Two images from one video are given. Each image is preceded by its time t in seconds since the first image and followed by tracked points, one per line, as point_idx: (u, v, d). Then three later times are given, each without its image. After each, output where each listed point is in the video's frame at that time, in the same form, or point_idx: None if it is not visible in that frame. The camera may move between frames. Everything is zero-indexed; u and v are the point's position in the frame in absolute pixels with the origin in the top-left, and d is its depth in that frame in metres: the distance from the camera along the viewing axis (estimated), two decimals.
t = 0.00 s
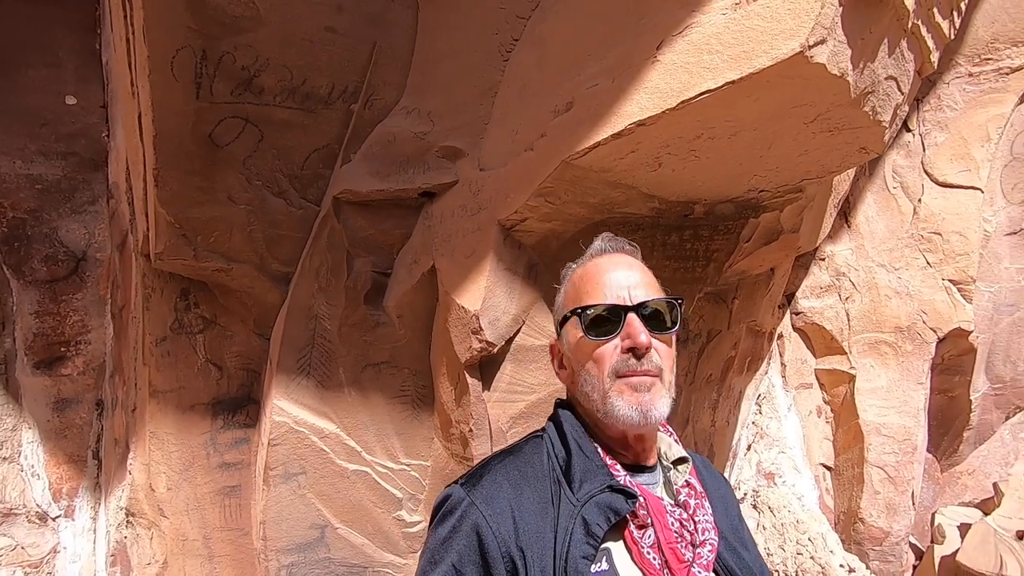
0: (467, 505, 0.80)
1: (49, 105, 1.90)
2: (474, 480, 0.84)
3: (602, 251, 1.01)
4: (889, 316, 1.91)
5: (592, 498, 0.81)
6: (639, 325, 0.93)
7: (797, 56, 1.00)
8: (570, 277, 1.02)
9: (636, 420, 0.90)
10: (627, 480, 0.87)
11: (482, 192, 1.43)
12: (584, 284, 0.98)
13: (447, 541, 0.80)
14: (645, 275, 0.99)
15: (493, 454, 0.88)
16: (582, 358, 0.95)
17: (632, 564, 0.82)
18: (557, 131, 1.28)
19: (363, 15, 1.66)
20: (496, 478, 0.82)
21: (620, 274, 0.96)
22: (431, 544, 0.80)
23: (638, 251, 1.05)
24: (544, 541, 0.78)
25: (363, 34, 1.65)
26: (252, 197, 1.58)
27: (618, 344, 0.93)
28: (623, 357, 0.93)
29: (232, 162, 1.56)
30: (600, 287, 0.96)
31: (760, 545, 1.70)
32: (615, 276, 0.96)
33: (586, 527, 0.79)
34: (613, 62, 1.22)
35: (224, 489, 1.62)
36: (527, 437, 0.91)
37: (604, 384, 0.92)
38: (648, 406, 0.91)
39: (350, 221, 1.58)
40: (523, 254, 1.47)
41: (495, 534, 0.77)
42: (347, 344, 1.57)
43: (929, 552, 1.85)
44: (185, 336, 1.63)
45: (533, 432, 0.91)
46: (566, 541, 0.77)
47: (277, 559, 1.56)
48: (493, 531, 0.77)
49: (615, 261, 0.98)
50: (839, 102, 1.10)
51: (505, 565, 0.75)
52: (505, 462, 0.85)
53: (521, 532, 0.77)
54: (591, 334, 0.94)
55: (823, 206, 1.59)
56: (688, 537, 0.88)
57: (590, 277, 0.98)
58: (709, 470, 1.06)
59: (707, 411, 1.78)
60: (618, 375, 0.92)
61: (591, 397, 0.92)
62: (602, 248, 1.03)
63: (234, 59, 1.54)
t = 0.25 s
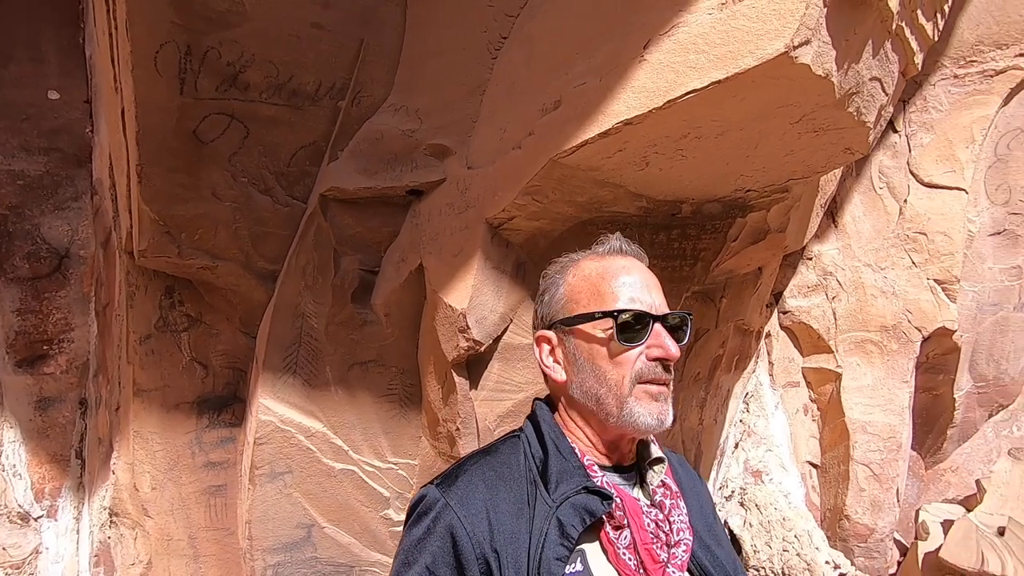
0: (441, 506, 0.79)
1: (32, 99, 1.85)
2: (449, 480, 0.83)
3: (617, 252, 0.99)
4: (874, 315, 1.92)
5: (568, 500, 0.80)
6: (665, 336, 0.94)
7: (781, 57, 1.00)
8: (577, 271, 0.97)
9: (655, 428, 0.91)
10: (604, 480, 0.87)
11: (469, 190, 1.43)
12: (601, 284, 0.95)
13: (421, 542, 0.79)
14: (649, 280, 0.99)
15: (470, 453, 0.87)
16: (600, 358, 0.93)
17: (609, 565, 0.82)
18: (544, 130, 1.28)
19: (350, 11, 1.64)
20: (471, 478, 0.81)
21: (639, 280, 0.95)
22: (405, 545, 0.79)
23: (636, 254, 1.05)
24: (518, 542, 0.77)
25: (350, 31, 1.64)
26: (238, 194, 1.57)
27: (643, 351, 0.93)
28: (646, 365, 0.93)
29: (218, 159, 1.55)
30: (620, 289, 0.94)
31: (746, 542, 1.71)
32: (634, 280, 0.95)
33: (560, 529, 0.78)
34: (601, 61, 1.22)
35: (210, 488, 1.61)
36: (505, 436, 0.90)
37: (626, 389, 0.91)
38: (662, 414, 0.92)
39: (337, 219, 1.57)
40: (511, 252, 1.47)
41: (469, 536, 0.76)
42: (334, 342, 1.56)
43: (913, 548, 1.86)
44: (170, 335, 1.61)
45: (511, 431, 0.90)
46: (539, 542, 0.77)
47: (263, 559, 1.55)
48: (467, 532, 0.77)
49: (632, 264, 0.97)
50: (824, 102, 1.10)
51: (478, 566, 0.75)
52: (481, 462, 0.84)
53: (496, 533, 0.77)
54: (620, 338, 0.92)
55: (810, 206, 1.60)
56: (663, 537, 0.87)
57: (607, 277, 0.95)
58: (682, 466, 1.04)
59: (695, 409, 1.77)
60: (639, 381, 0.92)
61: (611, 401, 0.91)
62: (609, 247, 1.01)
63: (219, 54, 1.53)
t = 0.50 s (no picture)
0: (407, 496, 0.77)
1: (17, 98, 1.77)
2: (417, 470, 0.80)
3: (597, 251, 0.98)
4: (865, 312, 1.93)
5: (536, 488, 0.77)
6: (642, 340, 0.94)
7: (764, 54, 1.00)
8: (556, 269, 0.97)
9: (628, 431, 0.91)
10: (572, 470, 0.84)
11: (457, 188, 1.43)
12: (580, 284, 0.95)
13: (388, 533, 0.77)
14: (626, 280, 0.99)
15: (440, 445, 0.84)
16: (577, 358, 0.93)
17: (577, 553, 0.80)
18: (530, 127, 1.27)
19: (337, 9, 1.64)
20: (438, 468, 0.79)
21: (617, 281, 0.95)
22: (372, 536, 0.77)
23: (615, 250, 1.05)
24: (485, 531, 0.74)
25: (338, 29, 1.63)
26: (225, 192, 1.57)
27: (620, 354, 0.93)
28: (623, 368, 0.93)
29: (204, 157, 1.54)
30: (598, 291, 0.94)
31: (738, 538, 1.73)
32: (613, 281, 0.95)
33: (528, 517, 0.76)
34: (586, 58, 1.21)
35: (199, 488, 1.62)
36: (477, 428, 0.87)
37: (602, 392, 0.91)
38: (635, 417, 0.93)
39: (325, 217, 1.57)
40: (498, 250, 1.47)
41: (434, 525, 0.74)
42: (323, 340, 1.56)
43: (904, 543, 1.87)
44: (158, 334, 1.61)
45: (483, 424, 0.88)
46: (506, 531, 0.74)
47: (253, 558, 1.55)
48: (432, 521, 0.74)
49: (611, 265, 0.96)
50: (808, 99, 1.10)
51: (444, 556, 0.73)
52: (449, 452, 0.81)
53: (461, 523, 0.74)
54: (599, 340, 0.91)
55: (799, 203, 1.60)
56: (632, 525, 0.86)
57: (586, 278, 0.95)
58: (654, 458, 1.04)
59: (687, 406, 1.77)
60: (615, 384, 0.92)
61: (586, 403, 0.91)
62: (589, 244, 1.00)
63: (205, 52, 1.52)
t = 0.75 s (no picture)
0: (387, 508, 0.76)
1: (14, 104, 1.77)
2: (398, 481, 0.80)
3: (578, 260, 0.98)
4: (866, 310, 1.91)
5: (516, 500, 0.77)
6: (620, 350, 0.93)
7: (757, 54, 0.99)
8: (537, 279, 0.97)
9: (606, 442, 0.91)
10: (553, 481, 0.84)
11: (452, 191, 1.42)
12: (560, 293, 0.94)
13: (367, 544, 0.77)
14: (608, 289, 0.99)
15: (422, 455, 0.84)
16: (556, 368, 0.93)
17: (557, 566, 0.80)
18: (523, 130, 1.27)
19: (330, 12, 1.64)
20: (419, 479, 0.79)
21: (597, 291, 0.95)
22: (352, 547, 0.76)
23: (598, 260, 1.04)
24: (464, 543, 0.74)
25: (331, 33, 1.63)
26: (220, 198, 1.57)
27: (599, 364, 0.92)
28: (601, 379, 0.93)
29: (199, 163, 1.54)
30: (578, 300, 0.93)
31: (739, 539, 1.73)
32: (592, 290, 0.95)
33: (507, 529, 0.76)
34: (578, 60, 1.21)
35: (198, 493, 1.62)
36: (459, 439, 0.87)
37: (579, 402, 0.91)
38: (614, 428, 0.92)
39: (320, 221, 1.57)
40: (494, 253, 1.47)
41: (413, 537, 0.73)
42: (319, 345, 1.55)
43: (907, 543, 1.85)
44: (156, 340, 1.61)
45: (466, 434, 0.88)
46: (484, 543, 0.74)
47: (252, 563, 1.55)
48: (411, 532, 0.74)
49: (591, 274, 0.96)
50: (802, 99, 1.09)
51: (422, 568, 0.73)
52: (431, 463, 0.81)
53: (441, 534, 0.74)
54: (576, 350, 0.91)
55: (797, 202, 1.58)
56: (615, 536, 0.85)
57: (566, 287, 0.95)
58: (641, 468, 1.03)
59: (687, 407, 1.75)
60: (593, 394, 0.92)
61: (564, 413, 0.90)
62: (570, 253, 1.00)
63: (198, 58, 1.53)
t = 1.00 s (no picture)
0: (386, 506, 0.74)
1: (13, 106, 1.78)
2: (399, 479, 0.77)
3: (574, 254, 0.98)
4: (870, 303, 1.90)
5: (516, 498, 0.74)
6: (618, 343, 0.92)
7: (757, 45, 0.98)
8: (533, 274, 0.96)
9: (604, 436, 0.89)
10: (554, 478, 0.80)
11: (451, 188, 1.42)
12: (555, 287, 0.94)
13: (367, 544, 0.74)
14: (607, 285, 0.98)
15: (423, 453, 0.81)
16: (552, 364, 0.92)
17: (558, 565, 0.77)
18: (522, 125, 1.26)
19: (327, 10, 1.63)
20: (419, 476, 0.76)
21: (594, 285, 0.94)
22: (351, 546, 0.74)
23: (598, 256, 1.03)
24: (462, 541, 0.71)
25: (328, 31, 1.62)
26: (220, 197, 1.57)
27: (596, 358, 0.91)
28: (599, 373, 0.91)
29: (198, 162, 1.54)
30: (573, 294, 0.93)
31: (744, 532, 1.73)
32: (588, 284, 0.94)
33: (507, 528, 0.72)
34: (576, 54, 1.20)
35: (203, 492, 1.63)
36: (461, 436, 0.84)
37: (576, 396, 0.90)
38: (614, 423, 0.91)
39: (321, 220, 1.56)
40: (494, 249, 1.46)
41: (412, 535, 0.71)
42: (321, 343, 1.56)
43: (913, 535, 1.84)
44: (158, 340, 1.62)
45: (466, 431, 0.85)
46: (484, 542, 0.71)
47: (257, 561, 1.56)
48: (410, 530, 0.71)
49: (588, 268, 0.95)
50: (802, 90, 1.08)
51: (421, 567, 0.70)
52: (432, 461, 0.78)
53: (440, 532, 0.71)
54: (572, 344, 0.90)
55: (799, 194, 1.57)
56: (616, 534, 0.82)
57: (561, 281, 0.94)
58: (642, 464, 1.00)
59: (690, 401, 1.75)
60: (591, 389, 0.91)
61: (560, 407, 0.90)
62: (567, 248, 1.00)
63: (196, 58, 1.52)
